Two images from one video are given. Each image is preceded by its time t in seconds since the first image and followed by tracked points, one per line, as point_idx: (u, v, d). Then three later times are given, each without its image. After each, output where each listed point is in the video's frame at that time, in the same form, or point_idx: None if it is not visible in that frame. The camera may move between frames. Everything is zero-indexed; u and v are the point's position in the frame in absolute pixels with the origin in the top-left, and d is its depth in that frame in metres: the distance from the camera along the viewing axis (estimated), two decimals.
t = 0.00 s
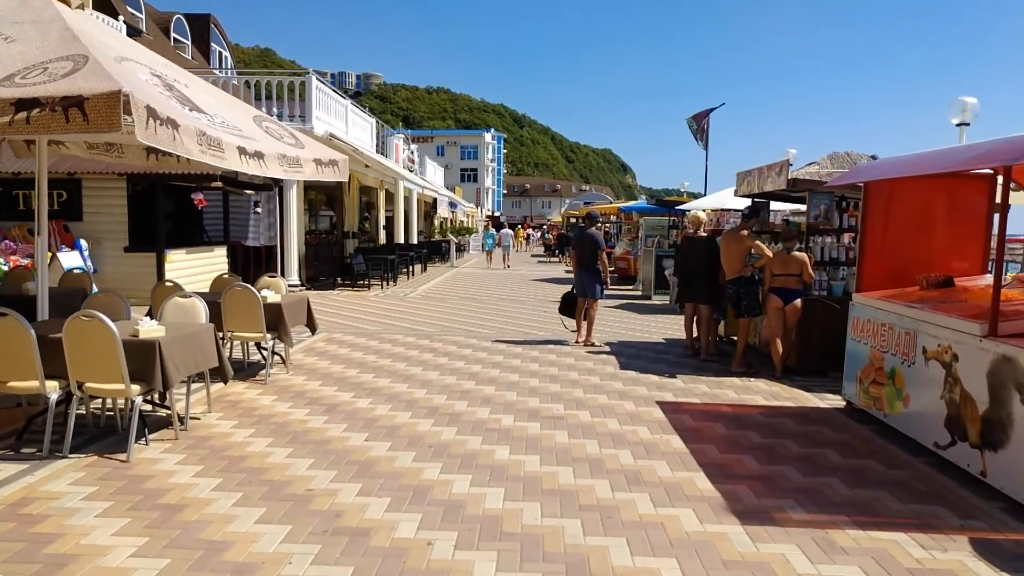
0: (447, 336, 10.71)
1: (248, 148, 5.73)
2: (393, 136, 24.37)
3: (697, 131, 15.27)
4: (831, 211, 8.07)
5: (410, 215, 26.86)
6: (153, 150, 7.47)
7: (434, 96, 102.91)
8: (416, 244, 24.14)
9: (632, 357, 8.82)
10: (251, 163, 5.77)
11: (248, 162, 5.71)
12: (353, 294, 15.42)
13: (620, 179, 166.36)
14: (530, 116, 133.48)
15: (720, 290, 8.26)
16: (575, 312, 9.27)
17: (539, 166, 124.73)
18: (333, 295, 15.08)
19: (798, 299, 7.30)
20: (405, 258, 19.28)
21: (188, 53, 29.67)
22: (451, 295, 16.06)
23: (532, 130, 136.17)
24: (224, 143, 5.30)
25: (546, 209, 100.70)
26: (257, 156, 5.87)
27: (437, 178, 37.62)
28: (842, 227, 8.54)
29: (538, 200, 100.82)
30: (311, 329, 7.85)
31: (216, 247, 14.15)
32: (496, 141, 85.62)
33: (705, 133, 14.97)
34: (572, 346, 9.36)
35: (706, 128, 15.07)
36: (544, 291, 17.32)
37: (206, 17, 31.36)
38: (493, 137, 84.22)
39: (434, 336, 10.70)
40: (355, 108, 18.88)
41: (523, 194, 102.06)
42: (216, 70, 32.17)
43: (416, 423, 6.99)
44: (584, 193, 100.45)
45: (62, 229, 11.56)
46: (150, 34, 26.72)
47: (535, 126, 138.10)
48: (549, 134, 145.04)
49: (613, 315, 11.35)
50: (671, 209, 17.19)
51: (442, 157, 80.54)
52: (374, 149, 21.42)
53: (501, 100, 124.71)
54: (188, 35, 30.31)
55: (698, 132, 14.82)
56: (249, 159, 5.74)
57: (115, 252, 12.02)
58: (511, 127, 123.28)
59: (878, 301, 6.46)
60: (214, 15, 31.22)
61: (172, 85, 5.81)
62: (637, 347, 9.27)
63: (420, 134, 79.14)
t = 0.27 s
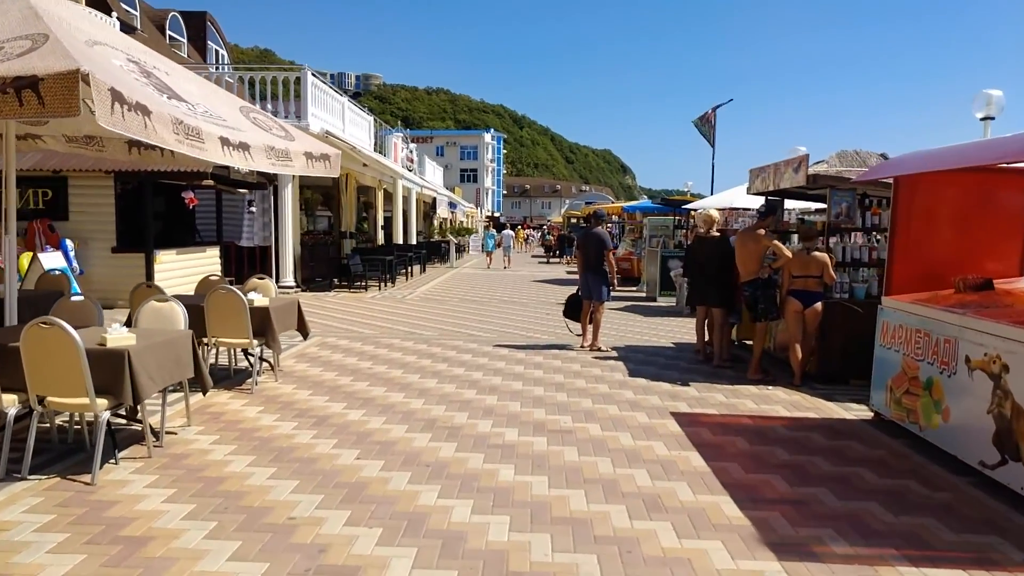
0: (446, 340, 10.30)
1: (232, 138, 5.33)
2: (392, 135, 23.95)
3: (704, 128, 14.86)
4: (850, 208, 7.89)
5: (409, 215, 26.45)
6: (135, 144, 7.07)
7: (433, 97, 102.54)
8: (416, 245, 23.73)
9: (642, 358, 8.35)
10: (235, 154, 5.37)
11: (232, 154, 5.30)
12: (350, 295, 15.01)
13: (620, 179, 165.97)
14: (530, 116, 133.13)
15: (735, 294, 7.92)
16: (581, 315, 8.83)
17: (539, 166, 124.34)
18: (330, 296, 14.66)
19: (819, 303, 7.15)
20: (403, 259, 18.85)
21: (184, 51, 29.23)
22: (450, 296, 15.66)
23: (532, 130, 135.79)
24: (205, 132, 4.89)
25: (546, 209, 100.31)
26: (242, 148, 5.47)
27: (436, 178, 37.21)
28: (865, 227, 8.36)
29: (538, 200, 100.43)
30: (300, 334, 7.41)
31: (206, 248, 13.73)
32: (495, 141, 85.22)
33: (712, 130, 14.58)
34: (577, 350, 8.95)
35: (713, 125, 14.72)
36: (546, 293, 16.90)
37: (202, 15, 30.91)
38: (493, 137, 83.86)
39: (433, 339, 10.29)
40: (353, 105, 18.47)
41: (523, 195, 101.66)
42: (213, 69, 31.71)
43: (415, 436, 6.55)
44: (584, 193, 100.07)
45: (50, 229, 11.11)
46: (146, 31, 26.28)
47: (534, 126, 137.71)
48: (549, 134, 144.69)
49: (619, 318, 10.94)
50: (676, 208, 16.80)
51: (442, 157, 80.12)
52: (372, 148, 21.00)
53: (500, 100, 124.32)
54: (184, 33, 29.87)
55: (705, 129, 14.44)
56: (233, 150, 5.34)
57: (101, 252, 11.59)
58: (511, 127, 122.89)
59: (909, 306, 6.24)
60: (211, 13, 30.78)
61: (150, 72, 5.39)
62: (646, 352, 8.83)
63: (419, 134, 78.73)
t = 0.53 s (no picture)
0: (451, 345, 9.89)
1: (223, 129, 4.94)
2: (395, 133, 23.52)
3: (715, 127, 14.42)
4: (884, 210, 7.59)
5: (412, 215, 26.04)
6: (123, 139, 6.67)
7: (437, 97, 102.19)
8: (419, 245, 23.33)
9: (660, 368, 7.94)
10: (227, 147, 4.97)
11: (223, 146, 4.91)
12: (352, 297, 14.63)
13: (623, 179, 165.49)
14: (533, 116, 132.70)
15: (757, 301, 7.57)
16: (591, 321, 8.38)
17: (542, 166, 123.91)
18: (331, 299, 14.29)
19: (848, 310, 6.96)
20: (405, 260, 18.46)
21: (184, 49, 28.79)
22: (454, 299, 15.28)
23: (535, 131, 135.37)
24: (189, 122, 4.48)
25: (549, 209, 99.89)
26: (235, 140, 5.08)
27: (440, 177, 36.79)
28: (897, 227, 8.09)
29: (541, 200, 100.02)
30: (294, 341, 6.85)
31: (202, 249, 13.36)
32: (499, 141, 84.83)
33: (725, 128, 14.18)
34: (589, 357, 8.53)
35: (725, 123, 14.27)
36: (552, 296, 16.50)
37: (202, 11, 30.47)
38: (496, 136, 83.47)
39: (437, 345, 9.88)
40: (354, 102, 17.95)
41: (527, 195, 101.24)
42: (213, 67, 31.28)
43: (422, 455, 6.16)
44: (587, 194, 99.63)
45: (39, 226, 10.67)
46: (145, 28, 25.85)
47: (538, 126, 137.31)
48: (552, 134, 144.28)
49: (631, 323, 10.53)
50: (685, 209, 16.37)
51: (445, 157, 79.72)
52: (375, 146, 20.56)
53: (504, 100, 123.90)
54: (184, 30, 29.45)
55: (717, 128, 14.00)
56: (225, 143, 4.95)
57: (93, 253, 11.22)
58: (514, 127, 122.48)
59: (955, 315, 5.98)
60: (211, 10, 30.35)
61: (133, 59, 4.99)
62: (662, 361, 8.42)
63: (423, 134, 78.32)
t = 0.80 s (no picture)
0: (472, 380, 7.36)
1: (137, 47, 2.84)
2: (403, 122, 21.00)
3: (793, 102, 11.79)
4: None
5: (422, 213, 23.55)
6: None
7: (448, 95, 99.91)
8: (429, 247, 20.87)
9: (786, 426, 5.35)
10: (147, 78, 2.89)
11: (135, 76, 2.81)
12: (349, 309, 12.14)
13: (636, 179, 162.69)
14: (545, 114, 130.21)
15: (936, 330, 5.01)
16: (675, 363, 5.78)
17: (555, 165, 121.39)
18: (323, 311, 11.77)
19: None
20: (413, 264, 15.92)
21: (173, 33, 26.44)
22: (472, 312, 12.76)
23: (548, 129, 132.84)
24: None
25: (563, 209, 97.25)
26: (165, 70, 2.99)
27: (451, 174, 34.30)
28: None
29: (554, 199, 97.56)
30: (231, 411, 4.09)
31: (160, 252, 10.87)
32: (511, 139, 82.35)
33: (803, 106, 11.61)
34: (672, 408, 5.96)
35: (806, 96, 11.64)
36: (586, 308, 13.97)
37: None
38: (509, 134, 81.00)
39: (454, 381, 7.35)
40: (353, 80, 15.31)
41: (539, 194, 98.68)
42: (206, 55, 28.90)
43: None
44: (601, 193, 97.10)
45: None
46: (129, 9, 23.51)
47: (550, 124, 134.78)
48: (563, 133, 141.71)
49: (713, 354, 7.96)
50: (747, 203, 13.75)
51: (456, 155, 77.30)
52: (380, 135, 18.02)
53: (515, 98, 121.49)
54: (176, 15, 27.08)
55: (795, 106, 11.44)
56: (146, 73, 2.88)
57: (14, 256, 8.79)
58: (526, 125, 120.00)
59: None
60: None
61: None
62: (779, 411, 5.83)
63: (433, 131, 75.95)
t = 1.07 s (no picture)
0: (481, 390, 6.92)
1: (94, 21, 2.53)
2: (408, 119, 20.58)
3: (813, 97, 11.35)
4: None
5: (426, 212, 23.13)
6: None
7: (452, 93, 99.46)
8: (434, 246, 20.45)
9: (826, 447, 4.91)
10: (105, 56, 2.58)
11: (90, 54, 2.51)
12: (351, 312, 11.73)
13: (641, 177, 162.03)
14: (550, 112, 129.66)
15: (991, 343, 4.55)
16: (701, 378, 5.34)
17: (559, 163, 120.87)
18: (325, 313, 11.36)
19: None
20: (418, 265, 15.51)
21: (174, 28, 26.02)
22: (478, 315, 12.34)
23: (552, 127, 132.31)
24: None
25: (567, 207, 96.74)
26: (128, 48, 2.68)
27: (456, 172, 33.85)
28: None
29: (559, 197, 97.07)
30: (215, 436, 3.66)
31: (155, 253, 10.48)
32: (516, 137, 81.88)
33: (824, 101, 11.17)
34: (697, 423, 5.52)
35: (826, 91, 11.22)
36: (597, 310, 13.53)
37: None
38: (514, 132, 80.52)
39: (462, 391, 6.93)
40: (356, 75, 14.89)
41: (544, 193, 98.19)
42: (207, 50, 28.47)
43: None
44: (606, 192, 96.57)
45: None
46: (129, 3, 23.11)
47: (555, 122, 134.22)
48: (568, 131, 141.18)
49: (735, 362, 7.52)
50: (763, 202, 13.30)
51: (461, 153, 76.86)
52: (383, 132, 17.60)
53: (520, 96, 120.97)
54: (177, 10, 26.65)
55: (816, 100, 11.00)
56: (103, 51, 2.57)
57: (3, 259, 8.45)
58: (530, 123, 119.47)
59: None
60: None
61: None
62: (815, 429, 5.38)
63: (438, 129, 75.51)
